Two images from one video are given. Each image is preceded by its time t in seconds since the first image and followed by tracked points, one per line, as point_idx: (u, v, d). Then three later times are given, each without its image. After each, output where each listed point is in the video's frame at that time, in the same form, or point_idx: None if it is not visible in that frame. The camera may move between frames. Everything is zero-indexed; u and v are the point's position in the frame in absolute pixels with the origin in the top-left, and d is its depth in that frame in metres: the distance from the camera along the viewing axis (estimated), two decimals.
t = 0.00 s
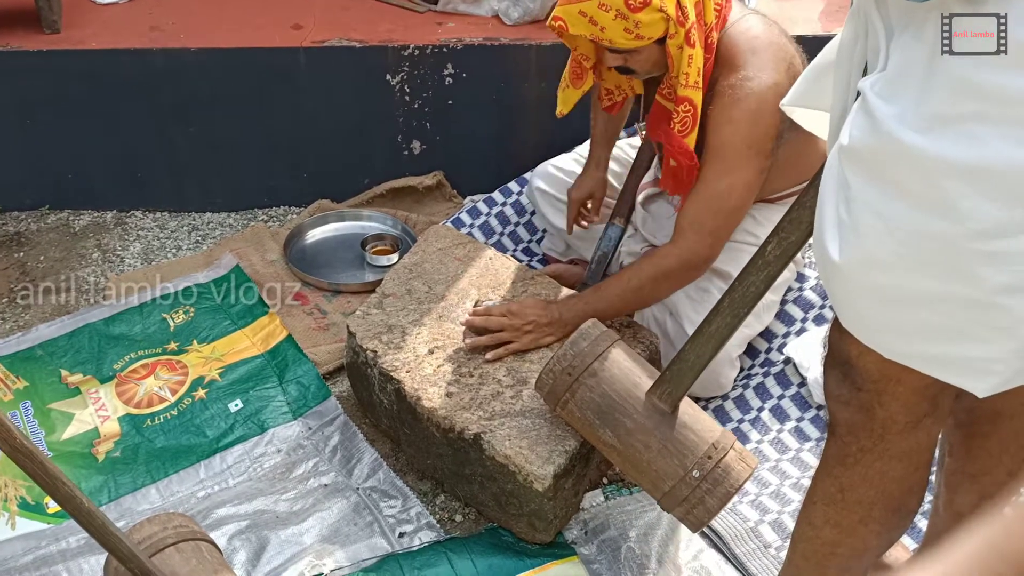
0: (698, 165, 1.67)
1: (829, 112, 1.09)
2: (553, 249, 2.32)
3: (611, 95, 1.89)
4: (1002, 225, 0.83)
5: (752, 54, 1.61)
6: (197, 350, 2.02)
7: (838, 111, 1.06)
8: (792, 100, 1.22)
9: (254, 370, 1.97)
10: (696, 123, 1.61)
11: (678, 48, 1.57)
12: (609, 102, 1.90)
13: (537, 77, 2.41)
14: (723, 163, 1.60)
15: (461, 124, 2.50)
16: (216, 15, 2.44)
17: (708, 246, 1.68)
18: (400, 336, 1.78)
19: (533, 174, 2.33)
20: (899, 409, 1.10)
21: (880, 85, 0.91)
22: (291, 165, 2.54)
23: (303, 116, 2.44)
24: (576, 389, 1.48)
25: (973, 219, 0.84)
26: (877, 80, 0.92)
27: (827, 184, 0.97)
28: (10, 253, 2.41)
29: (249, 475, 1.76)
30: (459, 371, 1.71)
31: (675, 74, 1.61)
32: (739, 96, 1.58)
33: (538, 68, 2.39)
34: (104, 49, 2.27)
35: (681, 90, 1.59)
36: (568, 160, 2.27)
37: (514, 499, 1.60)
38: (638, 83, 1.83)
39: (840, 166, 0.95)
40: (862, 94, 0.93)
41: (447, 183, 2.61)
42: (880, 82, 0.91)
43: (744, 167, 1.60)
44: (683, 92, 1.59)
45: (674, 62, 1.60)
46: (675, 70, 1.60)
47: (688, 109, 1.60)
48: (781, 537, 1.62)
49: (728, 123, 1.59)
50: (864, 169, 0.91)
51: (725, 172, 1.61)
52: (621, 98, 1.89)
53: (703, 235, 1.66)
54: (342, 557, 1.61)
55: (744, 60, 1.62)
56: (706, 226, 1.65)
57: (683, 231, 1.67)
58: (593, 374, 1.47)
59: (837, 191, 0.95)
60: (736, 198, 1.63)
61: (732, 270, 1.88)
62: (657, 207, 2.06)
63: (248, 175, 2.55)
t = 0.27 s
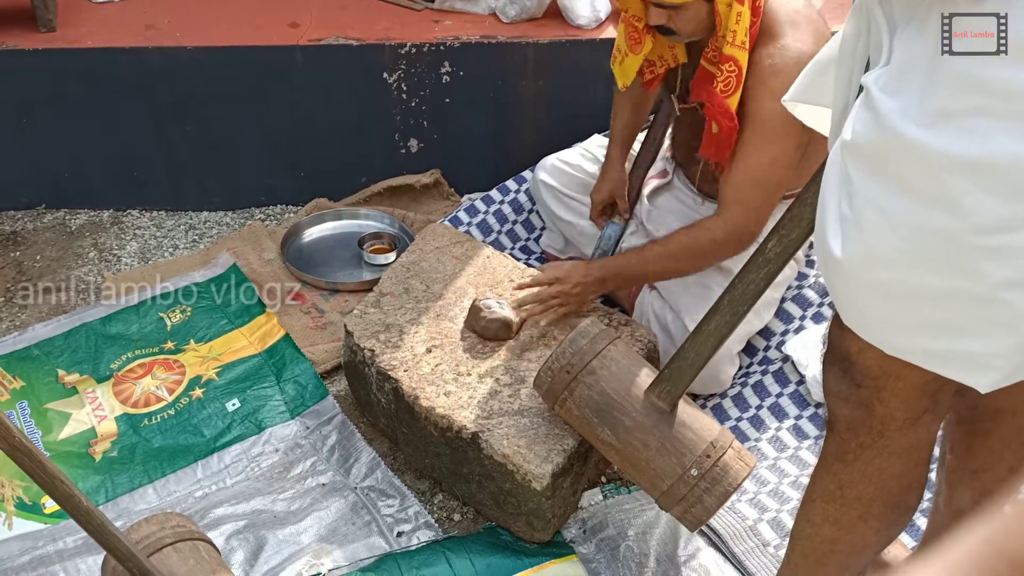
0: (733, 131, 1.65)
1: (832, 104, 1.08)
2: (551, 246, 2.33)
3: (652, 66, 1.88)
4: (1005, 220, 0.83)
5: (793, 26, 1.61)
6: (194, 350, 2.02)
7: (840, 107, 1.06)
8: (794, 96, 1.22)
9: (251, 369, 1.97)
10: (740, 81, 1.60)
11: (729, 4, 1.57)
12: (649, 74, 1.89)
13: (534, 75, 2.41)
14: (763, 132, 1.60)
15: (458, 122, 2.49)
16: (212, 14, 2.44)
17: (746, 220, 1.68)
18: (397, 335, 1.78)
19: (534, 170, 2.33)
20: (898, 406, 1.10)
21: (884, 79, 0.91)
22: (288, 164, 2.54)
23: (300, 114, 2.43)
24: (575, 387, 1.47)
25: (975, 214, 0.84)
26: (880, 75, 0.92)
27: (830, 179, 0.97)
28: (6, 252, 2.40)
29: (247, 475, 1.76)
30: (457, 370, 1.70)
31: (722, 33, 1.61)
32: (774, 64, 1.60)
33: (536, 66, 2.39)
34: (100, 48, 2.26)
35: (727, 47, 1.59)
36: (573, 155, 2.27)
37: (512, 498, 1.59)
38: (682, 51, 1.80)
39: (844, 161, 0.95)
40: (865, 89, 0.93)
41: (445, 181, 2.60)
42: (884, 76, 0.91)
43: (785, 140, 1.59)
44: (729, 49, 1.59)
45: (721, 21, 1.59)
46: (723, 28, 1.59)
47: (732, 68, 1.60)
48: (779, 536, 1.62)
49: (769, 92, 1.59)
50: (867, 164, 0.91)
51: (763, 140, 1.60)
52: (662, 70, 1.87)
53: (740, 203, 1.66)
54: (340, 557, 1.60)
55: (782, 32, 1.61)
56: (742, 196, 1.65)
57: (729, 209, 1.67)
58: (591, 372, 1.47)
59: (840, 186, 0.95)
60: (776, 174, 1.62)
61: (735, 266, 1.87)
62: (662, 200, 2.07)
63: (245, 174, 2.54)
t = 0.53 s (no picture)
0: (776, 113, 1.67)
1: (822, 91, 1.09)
2: (548, 244, 2.31)
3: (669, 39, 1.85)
4: (1004, 216, 0.83)
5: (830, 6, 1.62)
6: (191, 349, 2.01)
7: (837, 104, 1.06)
8: (791, 93, 1.21)
9: (248, 368, 1.96)
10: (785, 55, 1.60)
11: None
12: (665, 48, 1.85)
13: (530, 72, 2.40)
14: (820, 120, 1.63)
15: (455, 121, 2.49)
16: (208, 12, 2.43)
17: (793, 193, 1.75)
18: (394, 334, 1.77)
19: (532, 168, 2.33)
20: (893, 403, 1.09)
21: (881, 75, 0.91)
22: (284, 162, 2.53)
23: (296, 112, 2.42)
24: (572, 385, 1.47)
25: (975, 209, 0.84)
26: (878, 70, 0.91)
27: (827, 175, 0.97)
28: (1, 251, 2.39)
29: (244, 474, 1.75)
30: (454, 368, 1.70)
31: (765, 5, 1.59)
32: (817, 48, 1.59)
33: (533, 64, 2.38)
34: (96, 46, 2.25)
35: (772, 20, 1.57)
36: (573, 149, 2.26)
37: (510, 497, 1.59)
38: (698, 29, 1.79)
39: (842, 157, 0.94)
40: (863, 85, 0.93)
41: (441, 179, 2.60)
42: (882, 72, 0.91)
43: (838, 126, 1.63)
44: (775, 23, 1.57)
45: None
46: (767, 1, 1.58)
47: (778, 42, 1.59)
48: (777, 534, 1.62)
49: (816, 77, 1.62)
50: (865, 159, 0.91)
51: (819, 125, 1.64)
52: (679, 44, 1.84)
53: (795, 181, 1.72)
54: (337, 556, 1.60)
55: (820, 14, 1.61)
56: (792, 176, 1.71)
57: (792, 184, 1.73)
58: (589, 370, 1.47)
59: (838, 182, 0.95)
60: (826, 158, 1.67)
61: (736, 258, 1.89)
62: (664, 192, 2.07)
63: (241, 172, 2.53)
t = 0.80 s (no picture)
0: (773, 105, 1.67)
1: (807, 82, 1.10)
2: (542, 241, 2.30)
3: (681, 31, 1.84)
4: (995, 213, 0.85)
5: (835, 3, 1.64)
6: (184, 348, 2.00)
7: (829, 102, 1.06)
8: (783, 92, 1.21)
9: (242, 367, 1.96)
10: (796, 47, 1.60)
11: None
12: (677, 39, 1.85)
13: (525, 70, 2.40)
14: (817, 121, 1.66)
15: (449, 119, 2.48)
16: (200, 9, 2.42)
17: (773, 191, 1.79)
18: (388, 333, 1.77)
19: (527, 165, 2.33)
20: (885, 399, 1.10)
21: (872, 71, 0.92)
22: (277, 160, 2.52)
23: (290, 109, 2.41)
24: (566, 383, 1.47)
25: (966, 207, 0.86)
26: (870, 68, 0.93)
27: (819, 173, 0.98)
28: None
29: (238, 474, 1.75)
30: (448, 367, 1.70)
31: None
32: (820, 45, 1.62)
33: (527, 61, 2.38)
34: (88, 44, 2.24)
35: (784, 10, 1.59)
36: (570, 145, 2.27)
37: (504, 496, 1.59)
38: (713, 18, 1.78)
39: (833, 154, 0.96)
40: (855, 82, 0.94)
41: (436, 177, 2.59)
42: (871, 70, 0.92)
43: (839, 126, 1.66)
44: (790, 14, 1.58)
45: None
46: None
47: (790, 33, 1.59)
48: (771, 532, 1.63)
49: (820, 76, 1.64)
50: (856, 157, 0.92)
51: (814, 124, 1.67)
52: (692, 35, 1.84)
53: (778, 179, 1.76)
54: (331, 556, 1.60)
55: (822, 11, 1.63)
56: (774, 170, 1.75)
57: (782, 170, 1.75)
58: (582, 369, 1.47)
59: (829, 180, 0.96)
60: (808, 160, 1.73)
61: (729, 255, 1.90)
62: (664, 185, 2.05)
63: (234, 170, 2.52)
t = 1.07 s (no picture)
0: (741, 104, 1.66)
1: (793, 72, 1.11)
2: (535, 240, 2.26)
3: (671, 27, 1.85)
4: (986, 209, 0.85)
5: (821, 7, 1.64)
6: (176, 349, 2.00)
7: (820, 101, 1.06)
8: (775, 92, 1.22)
9: (234, 368, 1.95)
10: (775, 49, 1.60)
11: None
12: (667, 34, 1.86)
13: (517, 69, 2.40)
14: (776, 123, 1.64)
15: (442, 117, 2.48)
16: (191, 8, 2.40)
17: (724, 190, 1.75)
18: (381, 333, 1.76)
19: (520, 162, 2.33)
20: (876, 397, 1.10)
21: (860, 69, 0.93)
22: (270, 159, 2.51)
23: (281, 108, 2.40)
24: (559, 382, 1.47)
25: (957, 203, 0.86)
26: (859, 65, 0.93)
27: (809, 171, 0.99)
28: None
29: (230, 474, 1.74)
30: (441, 367, 1.69)
31: None
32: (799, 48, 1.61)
33: (520, 60, 2.38)
34: (79, 43, 2.23)
35: (763, 12, 1.58)
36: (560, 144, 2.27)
37: (498, 496, 1.59)
38: (702, 16, 1.79)
39: (824, 152, 0.96)
40: (845, 79, 0.94)
41: (428, 176, 2.59)
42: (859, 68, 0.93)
43: (806, 132, 1.64)
44: (770, 16, 1.58)
45: None
46: None
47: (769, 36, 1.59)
48: (764, 530, 1.64)
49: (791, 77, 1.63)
50: (846, 154, 0.93)
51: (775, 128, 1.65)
52: (680, 32, 1.84)
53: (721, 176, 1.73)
54: (324, 556, 1.59)
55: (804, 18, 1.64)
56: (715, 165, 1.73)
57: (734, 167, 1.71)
58: (576, 368, 1.47)
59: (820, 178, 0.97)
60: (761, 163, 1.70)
61: (720, 253, 1.90)
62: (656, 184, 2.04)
63: (226, 170, 2.51)
